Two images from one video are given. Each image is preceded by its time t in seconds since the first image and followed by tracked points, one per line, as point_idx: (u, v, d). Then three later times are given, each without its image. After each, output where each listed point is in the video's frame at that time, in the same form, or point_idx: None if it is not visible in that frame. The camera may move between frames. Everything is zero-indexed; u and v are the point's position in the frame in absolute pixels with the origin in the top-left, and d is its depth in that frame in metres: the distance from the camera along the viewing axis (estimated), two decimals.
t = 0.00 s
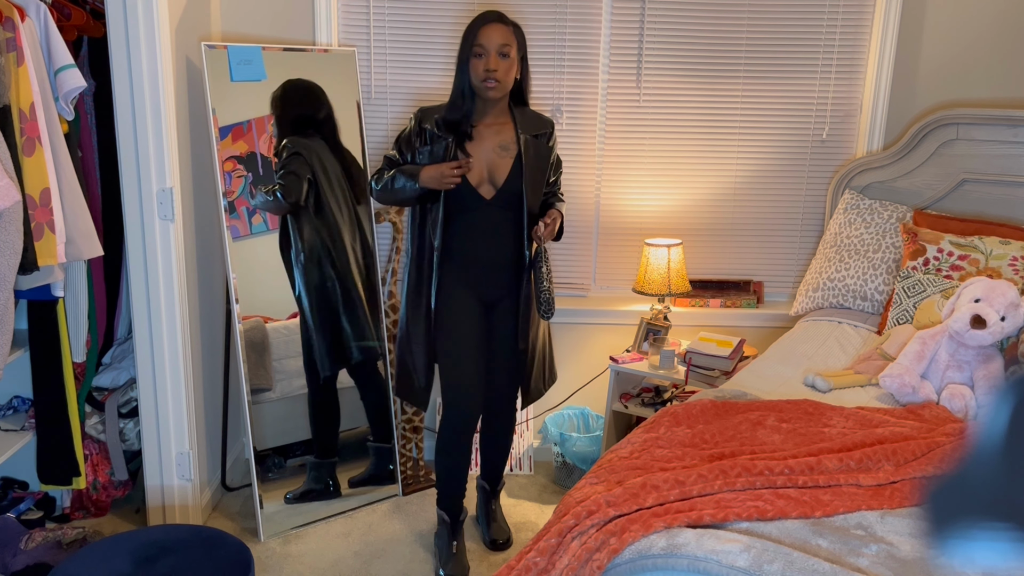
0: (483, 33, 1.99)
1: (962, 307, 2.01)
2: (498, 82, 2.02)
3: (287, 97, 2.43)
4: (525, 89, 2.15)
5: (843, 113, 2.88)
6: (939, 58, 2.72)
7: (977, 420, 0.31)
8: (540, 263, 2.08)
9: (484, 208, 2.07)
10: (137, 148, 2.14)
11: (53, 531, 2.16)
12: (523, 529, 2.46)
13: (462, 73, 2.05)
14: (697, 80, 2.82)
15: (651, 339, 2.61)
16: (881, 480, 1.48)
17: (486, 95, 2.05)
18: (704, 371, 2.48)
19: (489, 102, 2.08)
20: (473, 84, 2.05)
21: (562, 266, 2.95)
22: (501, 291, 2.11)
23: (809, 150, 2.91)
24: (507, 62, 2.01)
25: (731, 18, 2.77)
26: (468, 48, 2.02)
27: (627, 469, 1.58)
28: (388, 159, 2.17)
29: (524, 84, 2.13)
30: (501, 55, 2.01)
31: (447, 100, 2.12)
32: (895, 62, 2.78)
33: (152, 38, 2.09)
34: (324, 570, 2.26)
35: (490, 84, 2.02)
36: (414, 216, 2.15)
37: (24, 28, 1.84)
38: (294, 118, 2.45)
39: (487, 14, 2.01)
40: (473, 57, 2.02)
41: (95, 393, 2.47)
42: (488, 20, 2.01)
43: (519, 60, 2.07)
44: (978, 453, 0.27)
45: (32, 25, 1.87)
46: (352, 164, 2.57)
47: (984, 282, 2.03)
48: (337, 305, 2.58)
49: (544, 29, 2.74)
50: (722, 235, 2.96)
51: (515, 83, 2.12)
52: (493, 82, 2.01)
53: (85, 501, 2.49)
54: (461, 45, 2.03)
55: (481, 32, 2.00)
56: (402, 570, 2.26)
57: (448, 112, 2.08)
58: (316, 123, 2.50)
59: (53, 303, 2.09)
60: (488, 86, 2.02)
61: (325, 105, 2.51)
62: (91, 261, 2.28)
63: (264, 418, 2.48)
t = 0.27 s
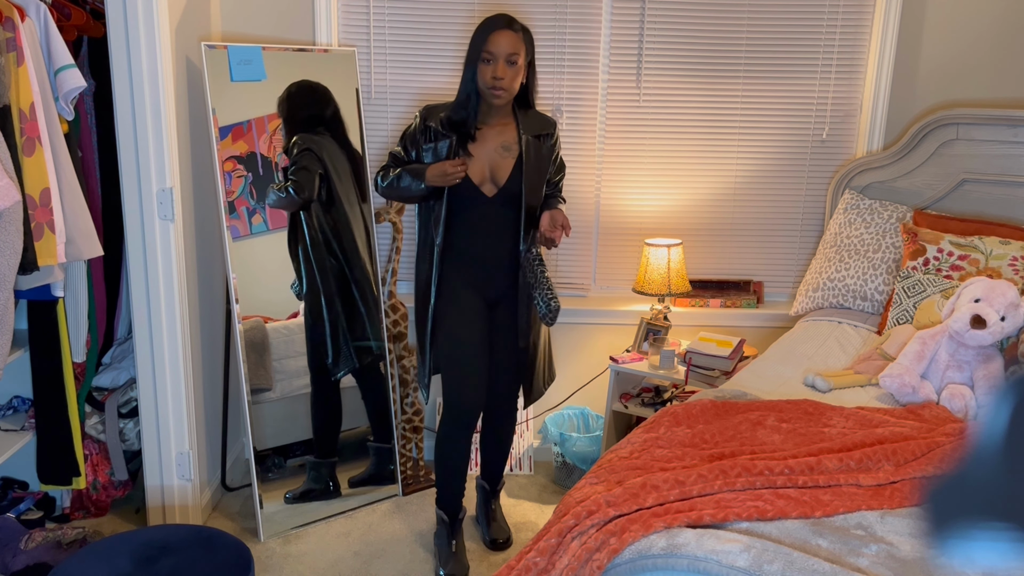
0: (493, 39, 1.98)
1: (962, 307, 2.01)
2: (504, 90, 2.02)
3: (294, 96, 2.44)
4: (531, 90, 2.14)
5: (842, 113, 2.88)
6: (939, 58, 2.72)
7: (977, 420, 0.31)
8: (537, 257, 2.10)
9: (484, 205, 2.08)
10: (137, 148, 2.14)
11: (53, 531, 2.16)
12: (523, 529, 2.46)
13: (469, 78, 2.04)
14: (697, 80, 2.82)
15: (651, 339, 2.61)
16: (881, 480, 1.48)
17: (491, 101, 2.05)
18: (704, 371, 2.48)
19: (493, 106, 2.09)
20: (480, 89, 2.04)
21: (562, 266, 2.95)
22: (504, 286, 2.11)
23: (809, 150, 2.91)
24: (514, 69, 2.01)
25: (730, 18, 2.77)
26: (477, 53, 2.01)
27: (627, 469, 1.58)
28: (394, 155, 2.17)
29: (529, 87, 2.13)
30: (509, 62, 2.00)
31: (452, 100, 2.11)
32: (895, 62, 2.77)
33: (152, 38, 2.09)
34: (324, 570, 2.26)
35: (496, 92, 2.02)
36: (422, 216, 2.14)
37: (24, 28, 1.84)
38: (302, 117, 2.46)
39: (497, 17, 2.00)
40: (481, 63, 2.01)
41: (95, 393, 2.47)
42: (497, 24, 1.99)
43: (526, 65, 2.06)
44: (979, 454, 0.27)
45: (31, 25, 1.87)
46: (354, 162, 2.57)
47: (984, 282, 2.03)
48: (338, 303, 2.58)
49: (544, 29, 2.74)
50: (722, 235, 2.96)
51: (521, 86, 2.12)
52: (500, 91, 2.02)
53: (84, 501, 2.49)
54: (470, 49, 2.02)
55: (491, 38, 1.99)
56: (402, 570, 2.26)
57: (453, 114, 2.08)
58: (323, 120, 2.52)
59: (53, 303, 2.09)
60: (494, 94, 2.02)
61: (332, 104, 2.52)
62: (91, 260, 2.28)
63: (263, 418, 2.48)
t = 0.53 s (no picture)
0: (496, 41, 1.99)
1: (962, 307, 2.01)
2: (506, 92, 2.01)
3: (299, 96, 2.45)
4: (533, 93, 2.15)
5: (842, 113, 2.88)
6: (939, 58, 2.72)
7: (977, 420, 0.31)
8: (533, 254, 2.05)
9: (484, 202, 2.08)
10: (137, 148, 2.14)
11: (54, 531, 2.16)
12: (523, 529, 2.46)
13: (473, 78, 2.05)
14: (697, 80, 2.82)
15: (651, 339, 2.60)
16: (881, 480, 1.48)
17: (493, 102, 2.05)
18: (704, 371, 2.48)
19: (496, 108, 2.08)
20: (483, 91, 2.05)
21: (562, 266, 2.95)
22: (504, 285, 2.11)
23: (809, 150, 2.91)
24: (517, 72, 2.01)
25: (730, 18, 2.77)
26: (480, 54, 2.01)
27: (627, 469, 1.58)
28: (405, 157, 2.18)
29: (532, 90, 2.13)
30: (512, 65, 2.00)
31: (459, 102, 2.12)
32: (895, 62, 2.78)
33: (153, 38, 2.09)
34: (324, 569, 2.26)
35: (497, 93, 2.02)
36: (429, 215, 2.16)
37: (24, 28, 1.84)
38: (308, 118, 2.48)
39: (503, 19, 2.00)
40: (484, 64, 2.01)
41: (95, 393, 2.47)
42: (502, 26, 2.00)
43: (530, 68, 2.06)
44: (979, 454, 0.27)
45: (32, 25, 1.87)
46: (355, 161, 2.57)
47: (984, 282, 2.03)
48: (339, 303, 2.58)
49: (544, 29, 2.74)
50: (722, 235, 2.96)
51: (524, 88, 2.12)
52: (501, 92, 2.01)
53: (84, 501, 2.49)
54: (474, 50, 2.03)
55: (494, 40, 1.99)
56: (402, 570, 2.26)
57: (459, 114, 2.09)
58: (329, 121, 2.53)
59: (53, 303, 2.09)
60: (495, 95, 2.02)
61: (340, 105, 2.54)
62: (91, 260, 2.28)
63: (263, 418, 2.48)
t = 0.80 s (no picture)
0: (494, 37, 1.99)
1: (962, 307, 2.01)
2: (506, 88, 2.02)
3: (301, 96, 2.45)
4: (538, 92, 2.13)
5: (842, 113, 2.88)
6: (939, 58, 2.72)
7: (977, 420, 0.31)
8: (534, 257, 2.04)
9: (484, 202, 2.08)
10: (137, 148, 2.14)
11: (54, 531, 2.16)
12: (523, 529, 2.46)
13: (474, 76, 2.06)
14: (697, 80, 2.82)
15: (651, 339, 2.60)
16: (881, 480, 1.48)
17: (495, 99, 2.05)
18: (704, 371, 2.48)
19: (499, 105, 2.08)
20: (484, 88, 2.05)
21: (562, 266, 2.95)
22: (504, 285, 2.11)
23: (809, 150, 2.91)
24: (516, 67, 2.01)
25: (730, 18, 2.77)
26: (479, 52, 2.02)
27: (627, 469, 1.58)
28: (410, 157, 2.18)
29: (535, 87, 2.12)
30: (511, 60, 2.00)
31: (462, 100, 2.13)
32: (895, 62, 2.78)
33: (153, 37, 2.08)
34: (324, 569, 2.26)
35: (497, 89, 2.02)
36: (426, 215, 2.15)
37: (24, 28, 1.84)
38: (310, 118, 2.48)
39: (499, 16, 2.00)
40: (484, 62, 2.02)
41: (95, 393, 2.47)
42: (500, 22, 2.00)
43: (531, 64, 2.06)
44: (979, 454, 0.27)
45: (31, 25, 1.87)
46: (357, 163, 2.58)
47: (984, 282, 2.03)
48: (339, 302, 2.58)
49: (544, 29, 2.74)
50: (723, 235, 2.96)
51: (528, 85, 2.11)
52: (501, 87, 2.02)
53: (84, 501, 2.49)
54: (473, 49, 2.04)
55: (493, 36, 1.99)
56: (402, 570, 2.26)
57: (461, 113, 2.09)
58: (333, 121, 2.53)
59: (53, 303, 2.09)
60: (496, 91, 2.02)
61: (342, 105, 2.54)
62: (91, 260, 2.28)
63: (263, 418, 2.48)
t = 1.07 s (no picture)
0: (492, 39, 1.98)
1: (962, 307, 2.01)
2: (508, 90, 2.01)
3: (301, 96, 2.45)
4: (536, 90, 2.13)
5: (842, 113, 2.88)
6: (939, 57, 2.72)
7: (977, 420, 0.31)
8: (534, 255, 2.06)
9: (484, 202, 2.08)
10: (137, 148, 2.14)
11: (54, 531, 2.16)
12: (523, 529, 2.46)
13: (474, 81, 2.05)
14: (697, 80, 2.82)
15: (651, 339, 2.60)
16: (881, 480, 1.48)
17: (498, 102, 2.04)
18: (704, 371, 2.48)
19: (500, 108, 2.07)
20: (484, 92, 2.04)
21: (562, 266, 2.95)
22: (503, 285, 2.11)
23: (809, 150, 2.91)
24: (516, 68, 2.00)
25: (730, 18, 2.77)
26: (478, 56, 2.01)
27: (627, 468, 1.58)
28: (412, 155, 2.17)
29: (533, 87, 2.10)
30: (509, 62, 2.00)
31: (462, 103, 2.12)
32: (895, 62, 2.78)
33: (153, 37, 2.08)
34: (324, 569, 2.26)
35: (499, 92, 2.01)
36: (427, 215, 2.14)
37: (24, 28, 1.84)
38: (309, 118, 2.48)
39: (493, 17, 1.98)
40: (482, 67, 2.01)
41: (95, 393, 2.47)
42: (495, 24, 1.99)
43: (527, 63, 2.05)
44: (979, 454, 0.27)
45: (31, 25, 1.87)
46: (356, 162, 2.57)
47: (984, 282, 2.03)
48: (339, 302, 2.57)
49: (544, 29, 2.74)
50: (723, 235, 2.96)
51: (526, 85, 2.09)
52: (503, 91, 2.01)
53: (85, 501, 2.49)
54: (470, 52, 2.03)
55: (489, 38, 1.98)
56: (401, 570, 2.26)
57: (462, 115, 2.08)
58: (333, 121, 2.53)
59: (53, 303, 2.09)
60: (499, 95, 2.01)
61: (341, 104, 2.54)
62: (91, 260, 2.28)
63: (263, 418, 2.48)
